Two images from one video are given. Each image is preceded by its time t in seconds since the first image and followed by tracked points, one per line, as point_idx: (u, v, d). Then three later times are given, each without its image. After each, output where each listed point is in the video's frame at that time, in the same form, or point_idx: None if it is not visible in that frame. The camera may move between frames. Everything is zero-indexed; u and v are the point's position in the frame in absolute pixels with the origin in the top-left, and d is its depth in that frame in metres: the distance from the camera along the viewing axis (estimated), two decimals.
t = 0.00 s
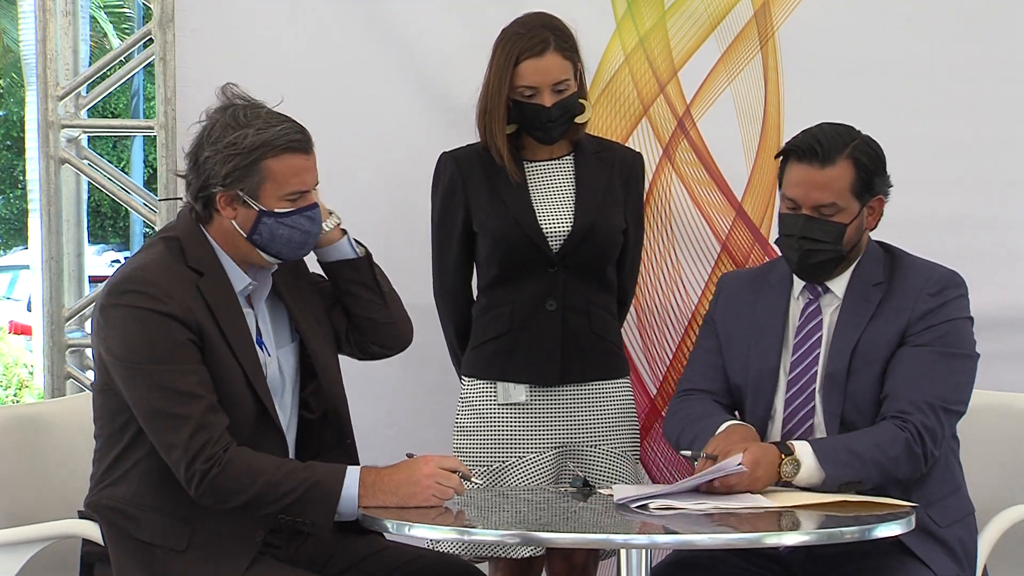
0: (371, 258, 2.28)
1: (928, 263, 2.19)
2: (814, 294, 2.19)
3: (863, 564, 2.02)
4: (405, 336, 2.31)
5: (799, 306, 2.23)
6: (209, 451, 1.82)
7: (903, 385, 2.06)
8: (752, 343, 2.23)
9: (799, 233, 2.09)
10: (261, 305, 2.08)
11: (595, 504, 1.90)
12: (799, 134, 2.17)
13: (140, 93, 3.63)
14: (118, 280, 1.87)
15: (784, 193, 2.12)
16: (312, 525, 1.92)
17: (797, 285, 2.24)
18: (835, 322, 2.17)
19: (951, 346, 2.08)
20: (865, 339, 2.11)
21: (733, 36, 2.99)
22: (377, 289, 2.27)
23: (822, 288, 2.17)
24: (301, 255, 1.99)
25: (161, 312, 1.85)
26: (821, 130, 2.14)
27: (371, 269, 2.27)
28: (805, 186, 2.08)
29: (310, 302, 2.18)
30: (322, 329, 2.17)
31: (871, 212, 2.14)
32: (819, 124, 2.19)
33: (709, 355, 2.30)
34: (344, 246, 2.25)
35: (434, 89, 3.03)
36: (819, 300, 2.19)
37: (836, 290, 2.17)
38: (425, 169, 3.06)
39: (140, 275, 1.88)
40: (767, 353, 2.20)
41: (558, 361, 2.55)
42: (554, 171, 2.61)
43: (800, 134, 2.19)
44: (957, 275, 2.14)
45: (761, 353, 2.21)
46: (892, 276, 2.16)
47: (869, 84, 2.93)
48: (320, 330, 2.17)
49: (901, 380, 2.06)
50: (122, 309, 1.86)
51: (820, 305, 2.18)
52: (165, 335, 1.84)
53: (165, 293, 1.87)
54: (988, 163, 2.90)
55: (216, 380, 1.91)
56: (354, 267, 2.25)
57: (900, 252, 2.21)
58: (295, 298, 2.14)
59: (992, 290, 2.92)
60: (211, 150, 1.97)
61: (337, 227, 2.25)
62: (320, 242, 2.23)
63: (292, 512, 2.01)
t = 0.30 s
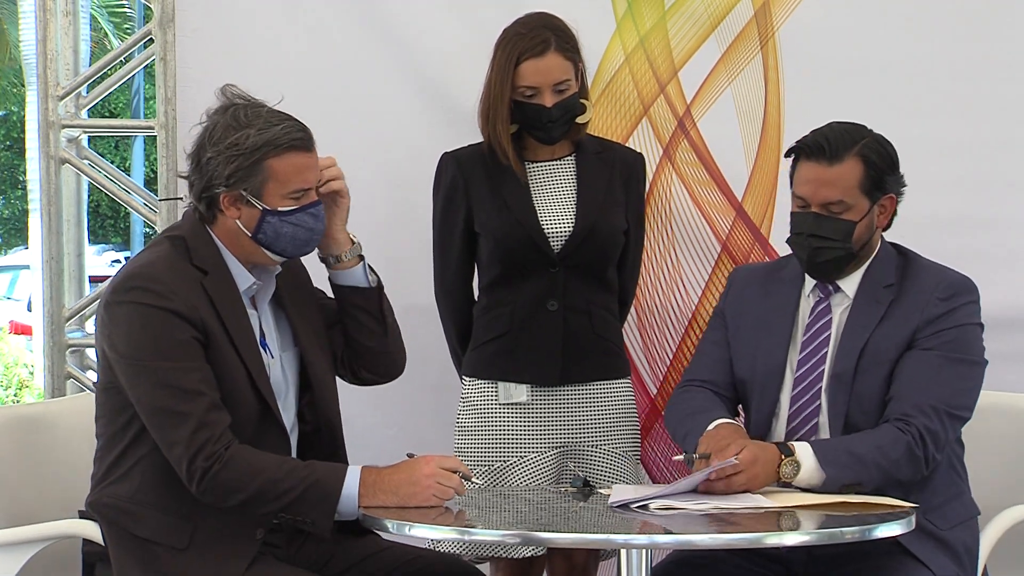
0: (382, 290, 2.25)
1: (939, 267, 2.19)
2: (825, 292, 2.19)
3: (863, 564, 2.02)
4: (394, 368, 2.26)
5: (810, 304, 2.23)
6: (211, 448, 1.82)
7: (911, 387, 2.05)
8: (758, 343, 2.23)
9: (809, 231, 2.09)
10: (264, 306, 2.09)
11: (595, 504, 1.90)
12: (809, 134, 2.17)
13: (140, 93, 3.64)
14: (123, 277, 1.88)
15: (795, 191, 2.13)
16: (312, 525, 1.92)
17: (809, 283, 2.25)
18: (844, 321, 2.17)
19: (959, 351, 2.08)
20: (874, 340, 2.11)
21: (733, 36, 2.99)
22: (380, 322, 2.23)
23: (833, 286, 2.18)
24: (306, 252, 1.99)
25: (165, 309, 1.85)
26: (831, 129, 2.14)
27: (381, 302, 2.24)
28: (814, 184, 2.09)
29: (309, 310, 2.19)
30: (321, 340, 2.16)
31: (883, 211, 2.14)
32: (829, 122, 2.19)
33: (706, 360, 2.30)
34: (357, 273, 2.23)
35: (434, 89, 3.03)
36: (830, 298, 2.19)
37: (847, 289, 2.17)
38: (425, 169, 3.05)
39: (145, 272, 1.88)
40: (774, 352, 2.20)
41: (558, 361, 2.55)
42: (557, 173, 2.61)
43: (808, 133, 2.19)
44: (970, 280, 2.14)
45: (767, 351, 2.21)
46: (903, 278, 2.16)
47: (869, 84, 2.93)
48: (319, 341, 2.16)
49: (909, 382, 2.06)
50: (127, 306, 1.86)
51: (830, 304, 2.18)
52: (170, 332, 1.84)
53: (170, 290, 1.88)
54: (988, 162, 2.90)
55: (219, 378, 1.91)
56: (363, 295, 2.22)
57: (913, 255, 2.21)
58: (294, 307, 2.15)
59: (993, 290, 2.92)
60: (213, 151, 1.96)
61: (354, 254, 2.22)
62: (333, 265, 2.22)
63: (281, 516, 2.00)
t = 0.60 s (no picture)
0: (382, 301, 2.25)
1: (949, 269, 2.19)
2: (833, 293, 2.19)
3: (864, 565, 2.02)
4: (393, 378, 2.26)
5: (816, 304, 2.24)
6: (213, 446, 1.82)
7: (917, 390, 2.05)
8: (763, 342, 2.24)
9: (814, 228, 2.09)
10: (269, 306, 2.09)
11: (597, 504, 1.90)
12: (817, 133, 2.18)
13: (141, 94, 3.64)
14: (129, 275, 1.88)
15: (802, 189, 2.13)
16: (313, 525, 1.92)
17: (816, 283, 2.25)
18: (851, 322, 2.17)
19: (967, 356, 2.07)
20: (881, 342, 2.10)
21: (734, 36, 2.99)
22: (379, 333, 2.23)
23: (841, 287, 2.18)
24: (310, 252, 2.00)
25: (171, 306, 1.86)
26: (839, 128, 2.15)
27: (379, 311, 2.23)
28: (821, 182, 2.09)
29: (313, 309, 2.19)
30: (322, 343, 2.15)
31: (891, 210, 2.14)
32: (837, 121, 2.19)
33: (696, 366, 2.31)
34: (358, 282, 2.22)
35: (435, 89, 3.03)
36: (837, 299, 2.19)
37: (854, 290, 2.18)
38: (426, 169, 3.06)
39: (151, 270, 1.89)
40: (778, 351, 2.20)
41: (559, 361, 2.55)
42: (560, 174, 2.61)
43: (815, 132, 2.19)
44: (979, 285, 2.14)
45: (772, 352, 2.21)
46: (912, 281, 2.16)
47: (869, 84, 2.94)
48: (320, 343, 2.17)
49: (915, 385, 2.05)
50: (133, 303, 1.86)
51: (838, 304, 2.19)
52: (175, 329, 1.85)
53: (176, 287, 1.88)
54: (989, 163, 2.90)
55: (223, 377, 1.92)
56: (362, 305, 2.22)
57: (922, 258, 2.21)
58: (298, 309, 2.15)
59: (993, 290, 2.92)
60: (218, 150, 1.96)
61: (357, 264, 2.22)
62: (333, 273, 2.21)
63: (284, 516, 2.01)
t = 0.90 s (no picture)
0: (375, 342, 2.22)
1: (947, 267, 2.18)
2: (830, 293, 2.19)
3: (864, 565, 2.02)
4: (370, 411, 2.23)
5: (815, 304, 2.24)
6: (215, 443, 1.82)
7: (916, 390, 2.04)
8: (763, 340, 2.24)
9: (811, 228, 2.09)
10: (273, 306, 2.09)
11: (598, 503, 1.89)
12: (812, 132, 2.17)
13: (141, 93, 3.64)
14: (134, 272, 1.88)
15: (799, 188, 2.14)
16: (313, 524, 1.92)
17: (814, 282, 2.26)
18: (848, 322, 2.17)
19: (966, 355, 2.06)
20: (879, 342, 2.10)
21: (736, 35, 2.99)
22: (364, 366, 2.20)
23: (837, 286, 2.18)
24: (311, 251, 2.01)
25: (175, 303, 1.86)
26: (834, 127, 2.15)
27: (369, 349, 2.21)
28: (816, 182, 2.09)
29: (312, 312, 2.19)
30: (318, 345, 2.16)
31: (887, 209, 2.13)
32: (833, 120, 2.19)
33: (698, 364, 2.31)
34: (355, 317, 2.20)
35: (435, 89, 3.03)
36: (835, 298, 2.19)
37: (851, 289, 2.18)
38: (426, 168, 3.06)
39: (155, 267, 1.89)
40: (777, 352, 2.21)
41: (559, 359, 2.55)
42: (557, 171, 2.62)
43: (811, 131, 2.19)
44: (977, 282, 2.13)
45: (770, 352, 2.21)
46: (909, 279, 2.16)
47: (870, 84, 2.93)
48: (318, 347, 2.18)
49: (914, 384, 2.04)
50: (137, 300, 1.87)
51: (835, 304, 2.19)
52: (179, 326, 1.85)
53: (180, 284, 1.88)
54: (989, 162, 2.89)
55: (226, 375, 1.92)
56: (353, 340, 2.19)
57: (920, 256, 2.21)
58: (298, 312, 2.15)
59: (993, 290, 2.92)
60: (222, 149, 1.96)
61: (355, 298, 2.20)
62: (333, 304, 2.20)
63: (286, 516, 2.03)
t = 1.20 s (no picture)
0: (374, 339, 2.22)
1: (943, 263, 2.18)
2: (824, 293, 2.20)
3: (864, 564, 2.01)
4: (370, 411, 2.24)
5: (809, 306, 2.24)
6: (216, 442, 1.82)
7: (929, 389, 2.03)
8: (762, 342, 2.24)
9: (798, 229, 2.10)
10: (274, 305, 2.10)
11: (598, 503, 1.89)
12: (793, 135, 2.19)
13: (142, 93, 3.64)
14: (137, 270, 1.89)
15: (783, 190, 2.14)
16: (314, 523, 1.92)
17: (808, 284, 2.26)
18: (845, 320, 2.17)
19: (973, 354, 2.04)
20: (881, 342, 2.10)
21: (736, 34, 2.99)
22: (363, 365, 2.20)
23: (832, 286, 2.19)
24: (311, 255, 2.00)
25: (177, 302, 1.86)
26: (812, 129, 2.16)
27: (369, 346, 2.21)
28: (800, 181, 2.10)
29: (313, 311, 2.19)
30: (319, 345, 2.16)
31: (873, 205, 2.14)
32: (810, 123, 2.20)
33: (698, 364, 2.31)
34: (354, 316, 2.19)
35: (435, 88, 3.03)
36: (830, 298, 2.20)
37: (846, 289, 2.18)
38: (426, 168, 3.06)
39: (158, 266, 1.89)
40: (775, 355, 2.20)
41: (559, 359, 2.55)
42: (551, 170, 2.62)
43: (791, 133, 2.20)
44: (973, 275, 2.12)
45: (769, 356, 2.21)
46: (903, 274, 2.16)
47: (870, 84, 2.93)
48: (319, 348, 2.18)
49: (926, 384, 2.04)
50: (140, 299, 1.87)
51: (831, 304, 2.19)
52: (180, 325, 1.85)
53: (182, 283, 1.89)
54: (989, 162, 2.89)
55: (227, 373, 1.92)
56: (352, 339, 2.19)
57: (915, 254, 2.21)
58: (299, 312, 2.15)
59: (993, 290, 2.92)
60: (227, 150, 1.96)
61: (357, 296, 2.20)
62: (331, 305, 2.20)
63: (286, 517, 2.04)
